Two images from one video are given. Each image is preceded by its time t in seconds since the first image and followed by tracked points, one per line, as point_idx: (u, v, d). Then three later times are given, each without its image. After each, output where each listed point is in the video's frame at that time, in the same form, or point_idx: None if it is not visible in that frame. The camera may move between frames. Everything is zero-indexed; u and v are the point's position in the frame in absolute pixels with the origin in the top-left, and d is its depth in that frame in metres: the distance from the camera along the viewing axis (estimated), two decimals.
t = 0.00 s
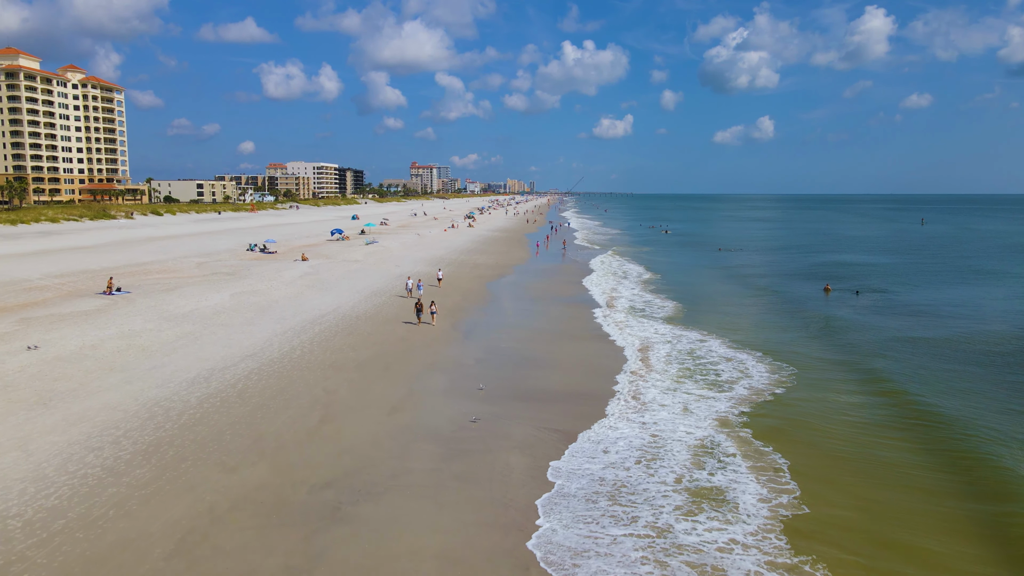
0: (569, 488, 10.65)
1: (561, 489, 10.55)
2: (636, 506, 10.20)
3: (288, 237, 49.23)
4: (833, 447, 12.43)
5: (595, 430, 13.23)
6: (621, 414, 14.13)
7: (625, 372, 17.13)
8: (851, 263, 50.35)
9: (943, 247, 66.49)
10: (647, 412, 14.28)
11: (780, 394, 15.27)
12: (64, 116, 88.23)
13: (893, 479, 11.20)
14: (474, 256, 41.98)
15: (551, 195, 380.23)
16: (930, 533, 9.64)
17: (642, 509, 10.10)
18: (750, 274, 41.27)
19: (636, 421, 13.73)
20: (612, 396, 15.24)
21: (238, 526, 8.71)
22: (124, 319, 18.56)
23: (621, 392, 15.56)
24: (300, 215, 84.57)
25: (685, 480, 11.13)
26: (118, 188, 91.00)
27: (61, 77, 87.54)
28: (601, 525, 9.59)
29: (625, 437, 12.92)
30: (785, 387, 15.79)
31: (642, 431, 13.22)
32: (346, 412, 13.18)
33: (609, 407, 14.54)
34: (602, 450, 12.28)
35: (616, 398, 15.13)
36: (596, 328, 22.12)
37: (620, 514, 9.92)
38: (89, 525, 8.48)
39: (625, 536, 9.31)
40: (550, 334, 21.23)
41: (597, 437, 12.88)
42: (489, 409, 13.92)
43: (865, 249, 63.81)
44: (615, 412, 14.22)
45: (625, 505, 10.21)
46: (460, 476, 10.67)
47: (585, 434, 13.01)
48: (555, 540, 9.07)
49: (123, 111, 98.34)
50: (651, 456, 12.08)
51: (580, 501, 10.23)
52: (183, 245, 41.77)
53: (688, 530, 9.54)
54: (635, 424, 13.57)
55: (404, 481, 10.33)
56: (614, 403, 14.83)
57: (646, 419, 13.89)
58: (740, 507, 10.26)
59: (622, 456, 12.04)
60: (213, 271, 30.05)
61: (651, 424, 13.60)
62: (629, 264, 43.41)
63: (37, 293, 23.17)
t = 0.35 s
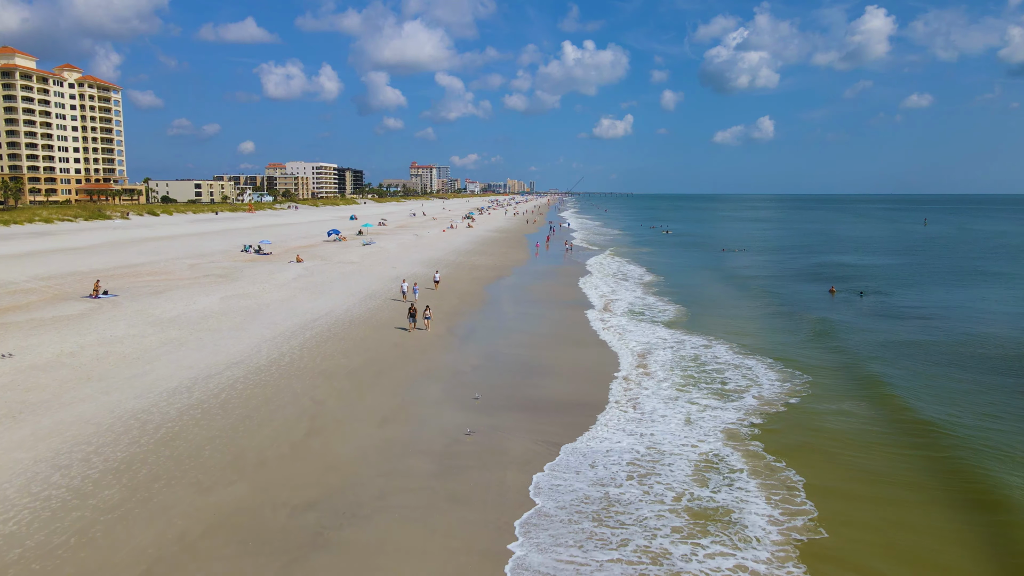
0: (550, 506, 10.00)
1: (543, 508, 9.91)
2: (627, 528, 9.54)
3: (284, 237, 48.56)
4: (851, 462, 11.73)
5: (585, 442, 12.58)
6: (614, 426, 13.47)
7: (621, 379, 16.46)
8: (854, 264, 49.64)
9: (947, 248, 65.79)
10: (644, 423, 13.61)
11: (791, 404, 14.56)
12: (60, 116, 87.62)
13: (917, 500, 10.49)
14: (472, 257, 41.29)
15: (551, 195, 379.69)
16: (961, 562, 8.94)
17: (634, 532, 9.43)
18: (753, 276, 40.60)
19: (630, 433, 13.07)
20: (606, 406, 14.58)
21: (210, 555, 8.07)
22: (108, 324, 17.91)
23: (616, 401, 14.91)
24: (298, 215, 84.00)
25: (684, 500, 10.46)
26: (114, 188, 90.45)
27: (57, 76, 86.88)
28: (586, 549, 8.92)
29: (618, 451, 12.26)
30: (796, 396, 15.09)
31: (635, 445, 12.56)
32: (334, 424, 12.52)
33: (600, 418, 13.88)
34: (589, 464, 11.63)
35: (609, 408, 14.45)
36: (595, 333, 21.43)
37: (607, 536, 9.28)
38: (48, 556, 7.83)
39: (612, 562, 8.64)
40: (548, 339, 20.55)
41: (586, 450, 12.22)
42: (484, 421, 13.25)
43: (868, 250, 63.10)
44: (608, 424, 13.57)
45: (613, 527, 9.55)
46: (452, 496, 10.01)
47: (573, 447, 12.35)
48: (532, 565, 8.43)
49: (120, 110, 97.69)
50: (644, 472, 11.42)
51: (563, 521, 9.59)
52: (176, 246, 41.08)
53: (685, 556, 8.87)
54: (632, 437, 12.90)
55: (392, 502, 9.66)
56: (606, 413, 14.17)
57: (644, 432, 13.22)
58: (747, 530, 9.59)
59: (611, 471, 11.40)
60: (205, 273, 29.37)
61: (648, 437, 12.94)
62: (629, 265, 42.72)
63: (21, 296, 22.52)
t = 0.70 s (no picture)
0: (531, 527, 9.37)
1: (525, 531, 9.24)
2: (618, 555, 8.87)
3: (280, 239, 47.84)
4: (871, 481, 11.03)
5: (575, 456, 11.93)
6: (607, 438, 12.83)
7: (619, 388, 15.77)
8: (858, 266, 48.95)
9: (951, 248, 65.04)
10: (641, 436, 12.95)
11: (803, 415, 13.85)
12: (56, 116, 86.90)
13: (944, 523, 9.80)
14: (471, 258, 40.60)
15: (552, 195, 378.83)
16: None
17: (625, 559, 8.77)
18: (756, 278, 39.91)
19: (624, 447, 12.42)
20: (600, 417, 13.92)
21: None
22: (90, 330, 17.25)
23: (611, 412, 14.25)
24: (295, 215, 83.32)
25: (684, 522, 9.80)
26: (111, 188, 89.81)
27: (53, 76, 86.24)
28: None
29: (611, 467, 11.61)
30: (810, 406, 14.38)
31: (629, 459, 11.91)
32: (320, 437, 11.86)
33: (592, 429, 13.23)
34: (575, 480, 10.98)
35: (603, 419, 13.80)
36: (595, 338, 20.72)
37: (595, 562, 8.65)
38: None
39: None
40: (547, 345, 19.87)
41: (575, 465, 11.57)
42: (480, 434, 12.59)
43: (872, 251, 62.37)
44: (603, 436, 12.91)
45: (601, 553, 8.88)
46: (442, 519, 9.35)
47: (562, 461, 11.70)
48: None
49: (117, 110, 97.02)
50: (637, 490, 10.77)
51: (546, 546, 8.93)
52: (169, 247, 40.34)
53: None
54: (629, 451, 12.23)
55: (376, 526, 9.00)
56: (601, 424, 13.51)
57: (644, 445, 12.56)
58: (757, 554, 8.97)
59: (600, 489, 10.75)
60: (196, 276, 28.65)
61: (646, 451, 12.27)
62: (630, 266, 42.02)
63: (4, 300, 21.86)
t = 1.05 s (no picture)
0: (509, 552, 8.72)
1: (506, 557, 8.58)
2: None
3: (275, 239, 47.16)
4: (897, 502, 10.33)
5: (561, 471, 11.27)
6: (600, 452, 12.16)
7: (617, 398, 15.09)
8: (862, 266, 48.30)
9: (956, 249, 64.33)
10: (638, 450, 12.28)
11: (819, 428, 13.15)
12: (52, 115, 86.19)
13: (977, 549, 9.13)
14: (470, 260, 39.98)
15: (552, 195, 378.38)
16: None
17: None
18: (759, 279, 39.26)
19: (616, 461, 11.76)
20: (591, 429, 13.26)
21: None
22: (70, 335, 16.59)
23: (605, 424, 13.57)
24: (293, 215, 82.70)
25: (685, 546, 9.13)
26: (108, 189, 89.19)
27: (50, 75, 85.68)
28: None
29: (601, 483, 10.94)
30: (827, 418, 13.69)
31: (623, 475, 11.24)
32: (305, 452, 11.20)
33: (581, 442, 12.57)
34: (561, 498, 10.31)
35: (595, 432, 13.13)
36: (595, 343, 20.04)
37: None
38: None
39: None
40: (546, 350, 19.19)
41: (563, 481, 10.91)
42: (476, 447, 11.93)
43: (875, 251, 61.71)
44: (595, 450, 12.25)
45: None
46: (430, 544, 8.69)
47: (548, 476, 11.04)
48: None
49: (115, 109, 96.41)
50: (630, 510, 10.10)
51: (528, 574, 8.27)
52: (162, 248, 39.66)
53: None
54: (626, 467, 11.56)
55: (360, 552, 8.35)
56: (594, 437, 12.85)
57: (645, 459, 11.88)
58: None
59: (589, 507, 10.09)
60: (187, 278, 27.96)
61: (647, 466, 11.59)
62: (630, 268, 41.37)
63: None
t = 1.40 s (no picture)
0: None
1: None
2: None
3: (271, 240, 46.47)
4: (922, 524, 9.63)
5: (544, 488, 10.61)
6: (590, 467, 11.49)
7: (617, 409, 14.40)
8: (867, 268, 47.55)
9: (962, 250, 63.51)
10: (635, 465, 11.60)
11: (836, 441, 12.45)
12: (49, 114, 85.51)
13: None
14: (468, 261, 39.29)
15: (552, 195, 377.89)
16: None
17: None
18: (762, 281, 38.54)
19: (608, 477, 11.09)
20: (582, 441, 12.58)
21: None
22: (48, 342, 15.89)
23: (600, 436, 12.89)
24: (292, 216, 81.99)
25: None
26: (105, 188, 88.55)
27: (45, 74, 85.01)
28: None
29: (588, 501, 10.27)
30: (847, 430, 12.99)
31: (617, 493, 10.58)
32: (288, 470, 10.51)
33: (570, 455, 11.89)
34: (544, 518, 9.64)
35: (586, 444, 12.45)
36: (595, 347, 19.34)
37: None
38: None
39: None
40: (544, 356, 18.50)
41: (547, 499, 10.24)
42: (470, 463, 11.26)
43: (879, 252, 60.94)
44: (586, 464, 11.56)
45: None
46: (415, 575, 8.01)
47: (530, 493, 10.36)
48: None
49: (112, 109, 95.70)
50: (623, 532, 9.44)
51: None
52: (155, 249, 38.95)
53: None
54: (622, 484, 10.87)
55: None
56: (585, 450, 12.18)
57: (646, 476, 11.18)
58: None
59: (578, 529, 9.42)
60: (177, 280, 27.25)
61: (650, 483, 10.90)
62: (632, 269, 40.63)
63: None
